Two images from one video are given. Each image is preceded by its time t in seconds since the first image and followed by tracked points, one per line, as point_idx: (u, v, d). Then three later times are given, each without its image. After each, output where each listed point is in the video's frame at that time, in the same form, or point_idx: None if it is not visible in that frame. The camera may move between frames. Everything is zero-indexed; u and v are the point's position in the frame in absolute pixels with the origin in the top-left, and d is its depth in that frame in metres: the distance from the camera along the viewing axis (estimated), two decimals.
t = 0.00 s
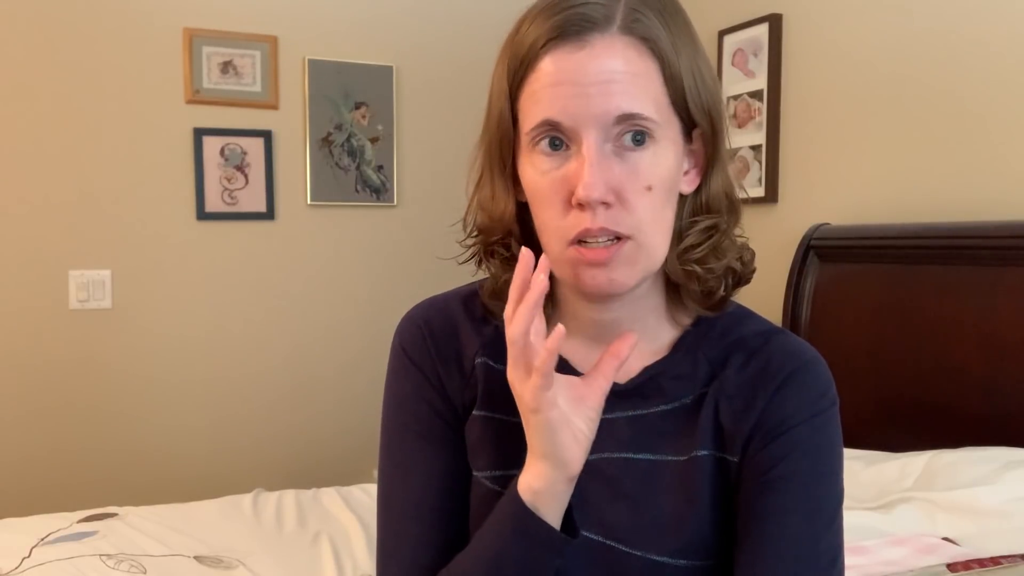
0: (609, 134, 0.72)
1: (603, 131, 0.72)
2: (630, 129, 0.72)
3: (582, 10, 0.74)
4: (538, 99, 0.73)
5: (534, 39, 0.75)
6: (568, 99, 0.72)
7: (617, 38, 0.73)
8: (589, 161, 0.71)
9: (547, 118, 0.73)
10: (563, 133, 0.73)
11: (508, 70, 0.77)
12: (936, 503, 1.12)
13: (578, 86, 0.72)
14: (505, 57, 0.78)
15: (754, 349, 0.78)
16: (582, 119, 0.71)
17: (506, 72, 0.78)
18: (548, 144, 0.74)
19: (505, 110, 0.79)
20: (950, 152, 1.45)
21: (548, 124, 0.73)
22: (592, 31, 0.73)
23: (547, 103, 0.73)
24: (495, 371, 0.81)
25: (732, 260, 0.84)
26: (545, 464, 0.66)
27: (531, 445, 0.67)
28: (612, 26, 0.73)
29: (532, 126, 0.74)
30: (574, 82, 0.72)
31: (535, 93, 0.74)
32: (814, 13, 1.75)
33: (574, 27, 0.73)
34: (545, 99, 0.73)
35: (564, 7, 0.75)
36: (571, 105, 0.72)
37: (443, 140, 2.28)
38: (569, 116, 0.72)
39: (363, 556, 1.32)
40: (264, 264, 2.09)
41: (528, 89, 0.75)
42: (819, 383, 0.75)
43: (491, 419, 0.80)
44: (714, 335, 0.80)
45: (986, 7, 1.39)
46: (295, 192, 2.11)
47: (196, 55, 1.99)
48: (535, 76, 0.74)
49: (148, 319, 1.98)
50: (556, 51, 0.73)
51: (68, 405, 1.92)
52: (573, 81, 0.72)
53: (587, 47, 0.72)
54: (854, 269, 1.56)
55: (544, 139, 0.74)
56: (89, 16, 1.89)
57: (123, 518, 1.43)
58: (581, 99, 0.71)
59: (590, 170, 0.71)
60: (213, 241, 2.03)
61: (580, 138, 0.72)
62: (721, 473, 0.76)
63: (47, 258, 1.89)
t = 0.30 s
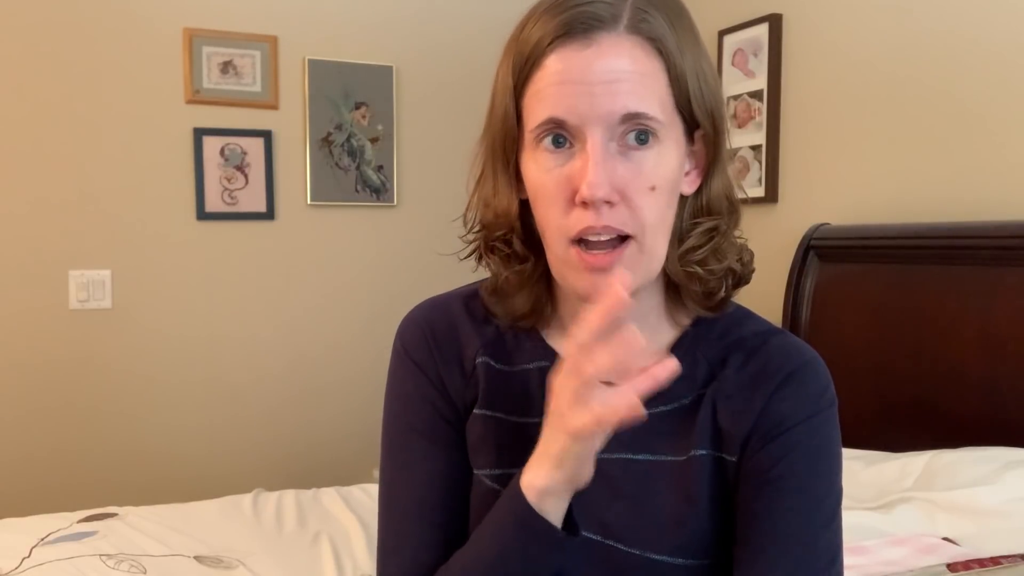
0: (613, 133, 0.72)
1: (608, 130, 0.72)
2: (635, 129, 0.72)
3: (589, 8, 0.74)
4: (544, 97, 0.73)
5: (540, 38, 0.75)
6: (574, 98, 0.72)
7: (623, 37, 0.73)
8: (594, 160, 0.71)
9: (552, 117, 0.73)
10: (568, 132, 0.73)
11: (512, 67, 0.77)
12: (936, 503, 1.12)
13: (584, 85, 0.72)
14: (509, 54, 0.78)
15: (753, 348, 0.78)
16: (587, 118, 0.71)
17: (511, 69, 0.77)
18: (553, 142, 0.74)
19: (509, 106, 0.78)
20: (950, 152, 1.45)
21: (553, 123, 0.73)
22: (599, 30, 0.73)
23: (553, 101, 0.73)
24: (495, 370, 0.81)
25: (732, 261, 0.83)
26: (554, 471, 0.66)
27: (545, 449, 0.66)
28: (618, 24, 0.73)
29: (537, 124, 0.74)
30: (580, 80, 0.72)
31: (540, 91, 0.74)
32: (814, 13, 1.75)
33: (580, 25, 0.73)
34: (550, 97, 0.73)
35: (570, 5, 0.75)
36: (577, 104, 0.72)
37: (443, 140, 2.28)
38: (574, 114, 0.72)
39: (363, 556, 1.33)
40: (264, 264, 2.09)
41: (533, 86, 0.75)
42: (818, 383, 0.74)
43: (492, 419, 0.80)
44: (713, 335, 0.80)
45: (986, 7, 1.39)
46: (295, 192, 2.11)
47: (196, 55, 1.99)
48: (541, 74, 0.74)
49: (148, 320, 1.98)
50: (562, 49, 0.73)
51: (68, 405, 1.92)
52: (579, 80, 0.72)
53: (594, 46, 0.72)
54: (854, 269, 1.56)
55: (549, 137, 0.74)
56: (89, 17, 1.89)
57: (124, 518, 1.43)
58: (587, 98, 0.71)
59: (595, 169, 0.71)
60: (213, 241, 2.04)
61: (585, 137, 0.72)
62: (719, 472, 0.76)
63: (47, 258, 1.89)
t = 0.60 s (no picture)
0: (617, 130, 0.72)
1: (611, 127, 0.72)
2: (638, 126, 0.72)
3: (594, 6, 0.74)
4: (547, 93, 0.73)
5: (544, 35, 0.75)
6: (578, 93, 0.72)
7: (628, 35, 0.73)
8: (597, 157, 0.71)
9: (555, 112, 0.73)
10: (571, 129, 0.73)
11: (517, 65, 0.77)
12: (936, 503, 1.12)
13: (588, 82, 0.72)
14: (514, 52, 0.78)
15: (754, 349, 0.78)
16: (591, 115, 0.71)
17: (516, 66, 0.77)
18: (556, 139, 0.74)
19: (513, 104, 0.79)
20: (950, 152, 1.46)
21: (556, 119, 0.73)
22: (604, 28, 0.73)
23: (556, 98, 0.73)
24: (497, 371, 0.81)
25: (734, 263, 0.83)
26: (567, 474, 0.65)
27: (560, 447, 0.66)
28: (623, 23, 0.74)
29: (541, 120, 0.74)
30: (584, 77, 0.72)
31: (544, 87, 0.74)
32: (815, 13, 1.75)
33: (585, 23, 0.74)
34: (554, 93, 0.73)
35: (576, 3, 0.75)
36: (580, 100, 0.72)
37: (443, 140, 2.28)
38: (577, 111, 0.72)
39: (363, 556, 1.33)
40: (264, 264, 2.09)
41: (537, 83, 0.75)
42: (820, 384, 0.75)
43: (495, 419, 0.80)
44: (715, 337, 0.80)
45: (986, 7, 1.39)
46: (295, 192, 2.11)
47: (196, 55, 1.98)
48: (546, 71, 0.74)
49: (148, 320, 1.98)
50: (567, 45, 0.73)
51: (68, 405, 1.92)
52: (583, 76, 0.72)
53: (598, 43, 0.72)
54: (854, 269, 1.56)
55: (552, 134, 0.74)
56: (88, 16, 1.89)
57: (124, 518, 1.43)
58: (590, 94, 0.71)
59: (597, 165, 0.71)
60: (213, 241, 2.03)
61: (588, 134, 0.72)
62: (720, 474, 0.76)
63: (47, 258, 1.88)
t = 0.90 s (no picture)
0: (607, 132, 0.72)
1: (601, 128, 0.72)
2: (629, 129, 0.72)
3: (593, 5, 0.73)
4: (540, 92, 0.73)
5: (541, 33, 0.75)
6: (569, 94, 0.72)
7: (624, 36, 0.72)
8: (584, 158, 0.72)
9: (547, 111, 0.73)
10: (562, 128, 0.73)
11: (516, 62, 0.78)
12: (936, 502, 1.12)
13: (579, 81, 0.72)
14: (514, 50, 0.79)
15: (753, 349, 0.78)
16: (581, 115, 0.72)
17: (515, 63, 0.78)
18: (549, 137, 0.74)
19: (512, 101, 0.79)
20: (950, 152, 1.46)
21: (548, 118, 0.73)
22: (600, 27, 0.73)
23: (549, 97, 0.73)
24: (496, 371, 0.81)
25: (733, 270, 0.82)
26: (564, 473, 0.66)
27: (561, 445, 0.67)
28: (620, 23, 0.73)
29: (533, 118, 0.75)
30: (576, 76, 0.72)
31: (538, 85, 0.74)
32: (815, 13, 1.75)
33: (581, 22, 0.73)
34: (546, 90, 0.73)
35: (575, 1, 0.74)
36: (571, 99, 0.72)
37: (443, 140, 2.28)
38: (568, 110, 0.72)
39: (363, 556, 1.33)
40: (264, 264, 2.09)
41: (532, 80, 0.75)
42: (819, 384, 0.75)
43: (494, 419, 0.80)
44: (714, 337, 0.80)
45: (986, 6, 1.39)
46: (295, 191, 2.11)
47: (196, 55, 1.99)
48: (541, 69, 0.74)
49: (148, 319, 1.98)
50: (562, 44, 0.73)
51: (68, 405, 1.92)
52: (575, 76, 0.72)
53: (593, 43, 0.72)
54: (854, 269, 1.56)
55: (545, 132, 0.75)
56: (89, 16, 1.89)
57: (124, 518, 1.43)
58: (581, 94, 0.71)
59: (584, 167, 0.71)
60: (213, 241, 2.04)
61: (578, 134, 0.72)
62: (719, 473, 0.76)
63: (47, 258, 1.89)
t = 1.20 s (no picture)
0: (607, 135, 0.72)
1: (600, 132, 0.72)
2: (630, 132, 0.72)
3: (593, 7, 0.73)
4: (540, 95, 0.73)
5: (541, 36, 0.74)
6: (569, 97, 0.72)
7: (624, 39, 0.72)
8: (584, 161, 0.72)
9: (547, 114, 0.73)
10: (563, 131, 0.73)
11: (516, 65, 0.78)
12: (936, 503, 1.12)
13: (579, 85, 0.72)
14: (514, 53, 0.79)
15: (754, 351, 0.78)
16: (580, 119, 0.72)
17: (515, 65, 0.78)
18: (549, 140, 0.75)
19: (512, 103, 0.79)
20: (950, 152, 1.46)
21: (548, 121, 0.73)
22: (601, 30, 0.72)
23: (549, 100, 0.73)
24: (497, 371, 0.81)
25: (734, 273, 0.82)
26: (567, 478, 0.66)
27: (569, 451, 0.67)
28: (620, 26, 0.73)
29: (534, 121, 0.75)
30: (576, 79, 0.72)
31: (538, 88, 0.74)
32: (815, 13, 1.75)
33: (581, 24, 0.73)
34: (545, 93, 0.73)
35: (576, 3, 0.74)
36: (571, 104, 0.72)
37: (443, 140, 2.28)
38: (568, 114, 0.72)
39: (363, 556, 1.33)
40: (264, 264, 2.09)
41: (532, 84, 0.75)
42: (819, 386, 0.75)
43: (496, 420, 0.80)
44: (715, 339, 0.80)
45: (986, 7, 1.39)
46: (295, 191, 2.11)
47: (196, 55, 1.98)
48: (541, 72, 0.74)
49: (148, 319, 1.98)
50: (562, 47, 0.73)
51: (68, 405, 1.92)
52: (575, 79, 0.72)
53: (593, 47, 0.72)
54: (855, 269, 1.56)
55: (545, 135, 0.75)
56: (89, 16, 1.89)
57: (123, 518, 1.43)
58: (581, 98, 0.72)
59: (584, 170, 0.71)
60: (213, 241, 2.03)
61: (578, 137, 0.73)
62: (720, 474, 0.76)
63: (47, 257, 1.88)
